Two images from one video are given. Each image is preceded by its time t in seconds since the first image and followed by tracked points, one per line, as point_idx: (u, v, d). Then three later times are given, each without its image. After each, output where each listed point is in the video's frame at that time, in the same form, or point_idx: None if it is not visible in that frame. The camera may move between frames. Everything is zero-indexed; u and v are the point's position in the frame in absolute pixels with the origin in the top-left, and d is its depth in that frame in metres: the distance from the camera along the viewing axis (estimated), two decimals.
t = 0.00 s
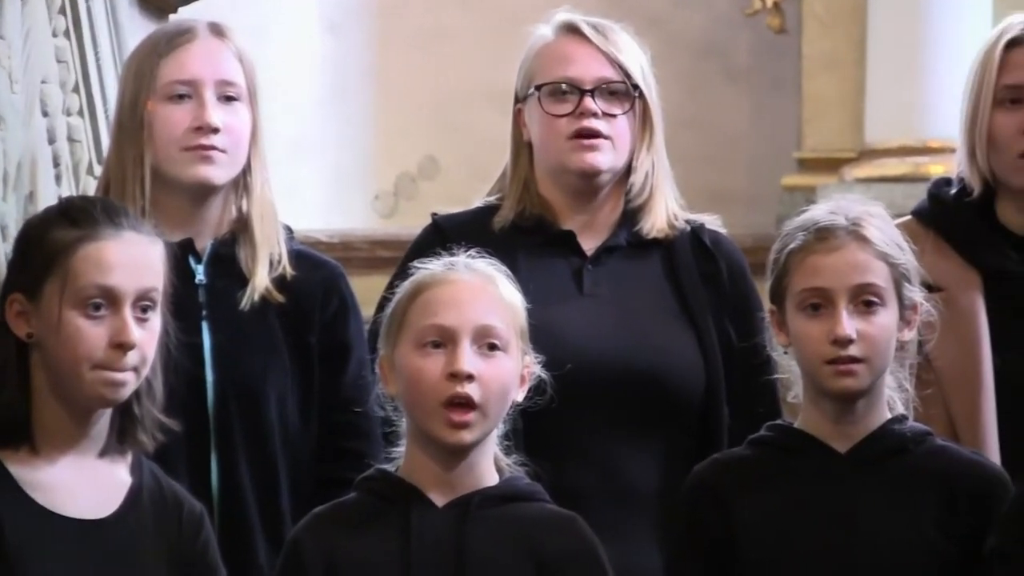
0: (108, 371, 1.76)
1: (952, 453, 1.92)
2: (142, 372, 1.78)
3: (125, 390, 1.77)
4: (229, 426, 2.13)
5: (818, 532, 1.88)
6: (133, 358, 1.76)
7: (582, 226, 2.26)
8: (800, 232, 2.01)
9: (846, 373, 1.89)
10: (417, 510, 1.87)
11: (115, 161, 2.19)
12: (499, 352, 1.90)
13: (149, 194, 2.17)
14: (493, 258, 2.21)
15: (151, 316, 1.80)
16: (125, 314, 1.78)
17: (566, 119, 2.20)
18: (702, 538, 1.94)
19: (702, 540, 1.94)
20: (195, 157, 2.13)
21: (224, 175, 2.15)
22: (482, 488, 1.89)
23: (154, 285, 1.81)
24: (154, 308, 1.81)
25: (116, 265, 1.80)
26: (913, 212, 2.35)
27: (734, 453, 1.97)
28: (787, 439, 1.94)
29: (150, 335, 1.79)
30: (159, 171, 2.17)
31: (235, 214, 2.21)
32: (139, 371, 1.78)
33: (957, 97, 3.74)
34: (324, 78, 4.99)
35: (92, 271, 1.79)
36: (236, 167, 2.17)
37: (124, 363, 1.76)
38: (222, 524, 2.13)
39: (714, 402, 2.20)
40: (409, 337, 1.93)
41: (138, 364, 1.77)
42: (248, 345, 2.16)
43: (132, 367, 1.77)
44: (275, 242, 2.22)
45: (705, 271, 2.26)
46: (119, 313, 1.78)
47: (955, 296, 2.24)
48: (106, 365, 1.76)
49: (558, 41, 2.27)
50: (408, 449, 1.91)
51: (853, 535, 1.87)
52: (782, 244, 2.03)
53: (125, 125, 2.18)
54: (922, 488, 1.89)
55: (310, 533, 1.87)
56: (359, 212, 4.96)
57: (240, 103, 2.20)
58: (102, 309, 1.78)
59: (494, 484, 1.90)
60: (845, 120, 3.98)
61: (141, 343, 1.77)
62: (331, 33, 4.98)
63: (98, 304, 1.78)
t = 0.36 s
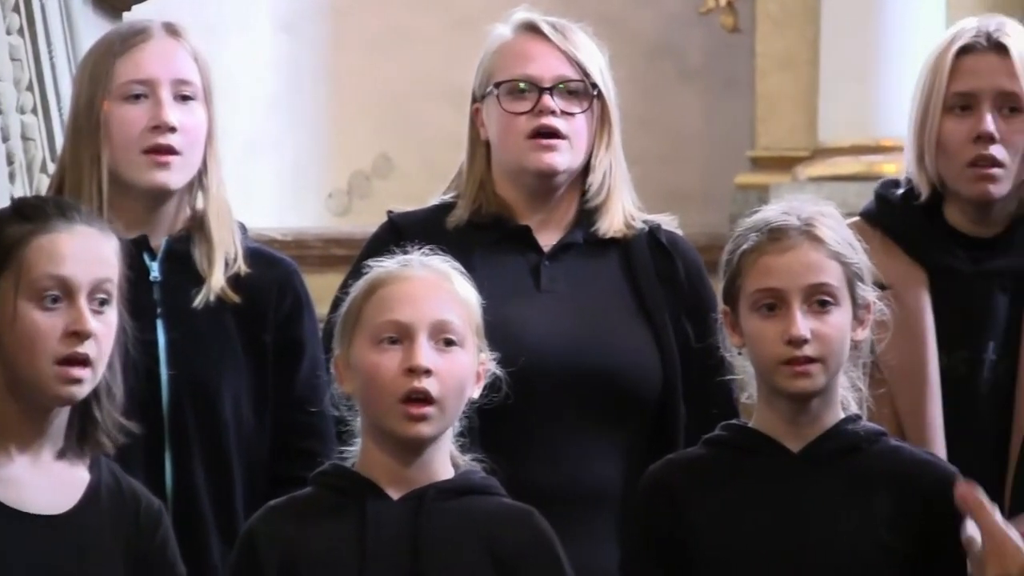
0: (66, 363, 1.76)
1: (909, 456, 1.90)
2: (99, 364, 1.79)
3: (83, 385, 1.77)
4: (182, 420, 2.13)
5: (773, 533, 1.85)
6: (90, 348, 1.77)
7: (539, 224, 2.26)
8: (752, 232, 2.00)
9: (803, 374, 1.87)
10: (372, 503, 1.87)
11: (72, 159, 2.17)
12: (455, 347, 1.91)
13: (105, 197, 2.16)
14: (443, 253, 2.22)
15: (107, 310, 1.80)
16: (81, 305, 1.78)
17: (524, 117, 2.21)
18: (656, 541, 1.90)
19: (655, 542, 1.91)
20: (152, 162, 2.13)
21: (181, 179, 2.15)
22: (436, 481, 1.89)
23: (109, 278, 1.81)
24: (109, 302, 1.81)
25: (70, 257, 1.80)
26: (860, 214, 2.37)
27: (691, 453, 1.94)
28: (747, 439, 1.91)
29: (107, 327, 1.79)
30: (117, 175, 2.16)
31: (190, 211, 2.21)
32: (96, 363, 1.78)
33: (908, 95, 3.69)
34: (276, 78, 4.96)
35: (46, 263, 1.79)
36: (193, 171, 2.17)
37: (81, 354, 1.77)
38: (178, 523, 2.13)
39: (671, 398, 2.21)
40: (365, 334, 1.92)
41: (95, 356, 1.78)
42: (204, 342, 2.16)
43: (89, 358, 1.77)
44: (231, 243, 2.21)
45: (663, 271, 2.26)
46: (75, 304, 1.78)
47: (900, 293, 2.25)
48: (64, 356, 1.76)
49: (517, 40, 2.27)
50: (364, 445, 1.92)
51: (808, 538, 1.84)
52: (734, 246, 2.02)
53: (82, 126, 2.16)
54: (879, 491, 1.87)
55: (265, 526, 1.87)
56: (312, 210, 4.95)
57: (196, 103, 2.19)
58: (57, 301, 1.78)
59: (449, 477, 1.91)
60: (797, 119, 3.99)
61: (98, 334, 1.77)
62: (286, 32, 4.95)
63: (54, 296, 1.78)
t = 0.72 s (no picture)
0: (9, 387, 1.76)
1: (862, 454, 1.90)
2: (40, 386, 1.79)
3: (22, 403, 1.78)
4: (134, 420, 2.12)
5: (728, 529, 1.85)
6: (33, 375, 1.77)
7: (494, 221, 2.27)
8: (709, 229, 2.01)
9: (755, 372, 1.89)
10: (323, 505, 1.87)
11: (25, 157, 2.15)
12: (405, 350, 1.91)
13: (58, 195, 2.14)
14: (393, 254, 2.22)
15: (55, 333, 1.80)
16: (29, 332, 1.77)
17: (477, 119, 2.21)
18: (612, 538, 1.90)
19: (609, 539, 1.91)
20: (105, 159, 2.12)
21: (134, 178, 2.14)
22: (389, 481, 1.90)
23: (62, 303, 1.81)
24: (58, 325, 1.81)
25: (30, 284, 1.78)
26: (807, 215, 2.40)
27: (647, 449, 1.95)
28: (702, 434, 1.92)
29: (53, 351, 1.79)
30: (70, 174, 2.14)
31: (142, 210, 2.20)
32: (38, 385, 1.78)
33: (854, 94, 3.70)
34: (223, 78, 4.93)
35: (5, 289, 1.77)
36: (147, 170, 2.16)
37: (24, 379, 1.76)
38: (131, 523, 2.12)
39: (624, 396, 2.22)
40: (315, 336, 1.92)
41: (37, 380, 1.77)
42: (155, 342, 2.15)
43: (31, 383, 1.77)
44: (182, 241, 2.20)
45: (615, 268, 2.27)
46: (24, 331, 1.77)
47: (847, 294, 2.28)
48: (6, 380, 1.76)
49: (469, 41, 2.27)
50: (316, 447, 1.92)
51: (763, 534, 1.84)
52: (689, 243, 2.04)
53: (35, 124, 2.15)
54: (831, 489, 1.87)
55: (217, 526, 1.86)
56: (263, 209, 4.93)
57: (150, 103, 2.18)
58: (5, 326, 1.77)
59: (400, 478, 1.91)
60: (747, 119, 4.02)
61: (42, 361, 1.77)
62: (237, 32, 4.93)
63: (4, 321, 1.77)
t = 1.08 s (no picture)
0: None
1: (811, 453, 1.90)
2: None
3: None
4: (86, 419, 2.13)
5: (677, 529, 1.84)
6: None
7: (444, 219, 2.26)
8: (664, 227, 2.02)
9: (708, 373, 1.89)
10: (274, 505, 1.87)
11: None
12: (354, 350, 1.91)
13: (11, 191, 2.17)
14: (344, 254, 2.21)
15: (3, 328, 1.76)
16: None
17: (427, 115, 2.21)
18: (562, 540, 1.90)
19: (559, 541, 1.90)
20: (58, 158, 2.14)
21: (86, 177, 2.16)
22: (341, 482, 1.89)
23: (10, 300, 1.78)
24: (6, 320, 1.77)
25: None
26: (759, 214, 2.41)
27: (596, 448, 1.95)
28: (649, 433, 1.92)
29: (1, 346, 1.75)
30: (23, 170, 2.16)
31: (95, 210, 2.21)
32: None
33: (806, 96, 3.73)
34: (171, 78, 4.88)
35: None
36: (98, 169, 2.18)
37: None
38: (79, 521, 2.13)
39: (574, 397, 2.22)
40: (265, 337, 1.92)
41: None
42: (106, 339, 2.16)
43: None
44: (135, 240, 2.21)
45: (566, 268, 2.27)
46: None
47: (801, 291, 2.28)
48: None
49: (418, 39, 2.27)
50: (267, 447, 1.91)
51: (714, 533, 1.83)
52: (644, 240, 2.04)
53: None
54: (781, 491, 1.87)
55: (169, 527, 1.86)
56: (213, 208, 4.91)
57: (104, 100, 2.20)
58: None
59: (353, 479, 1.91)
60: (699, 120, 4.05)
61: None
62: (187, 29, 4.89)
63: None
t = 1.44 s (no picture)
0: None
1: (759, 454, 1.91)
2: None
3: None
4: (42, 416, 2.13)
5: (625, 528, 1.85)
6: None
7: (395, 222, 2.26)
8: (612, 225, 2.03)
9: (656, 373, 1.90)
10: (229, 506, 1.87)
11: None
12: (309, 349, 1.91)
13: None
14: (301, 254, 2.22)
15: None
16: None
17: (379, 117, 2.21)
18: (510, 539, 1.90)
19: (506, 543, 1.90)
20: (13, 158, 2.12)
21: (42, 178, 2.15)
22: (294, 482, 1.89)
23: None
24: None
25: None
26: (715, 214, 2.43)
27: (543, 447, 1.96)
28: (593, 432, 1.94)
29: None
30: None
31: (50, 209, 2.21)
32: None
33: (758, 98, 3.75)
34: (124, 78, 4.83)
35: None
36: (53, 169, 2.17)
37: None
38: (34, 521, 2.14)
39: (525, 397, 2.23)
40: (219, 335, 1.92)
41: None
42: (61, 338, 2.16)
43: None
44: (90, 237, 2.20)
45: (518, 269, 2.27)
46: None
47: (756, 292, 2.30)
48: None
49: (369, 41, 2.27)
50: (222, 447, 1.91)
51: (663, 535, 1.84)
52: (595, 239, 2.05)
53: None
54: (728, 491, 1.88)
55: (126, 528, 1.86)
56: (166, 207, 4.88)
57: (59, 96, 2.19)
58: None
59: (307, 478, 1.91)
60: (652, 118, 4.06)
61: None
62: (141, 32, 4.83)
63: None
